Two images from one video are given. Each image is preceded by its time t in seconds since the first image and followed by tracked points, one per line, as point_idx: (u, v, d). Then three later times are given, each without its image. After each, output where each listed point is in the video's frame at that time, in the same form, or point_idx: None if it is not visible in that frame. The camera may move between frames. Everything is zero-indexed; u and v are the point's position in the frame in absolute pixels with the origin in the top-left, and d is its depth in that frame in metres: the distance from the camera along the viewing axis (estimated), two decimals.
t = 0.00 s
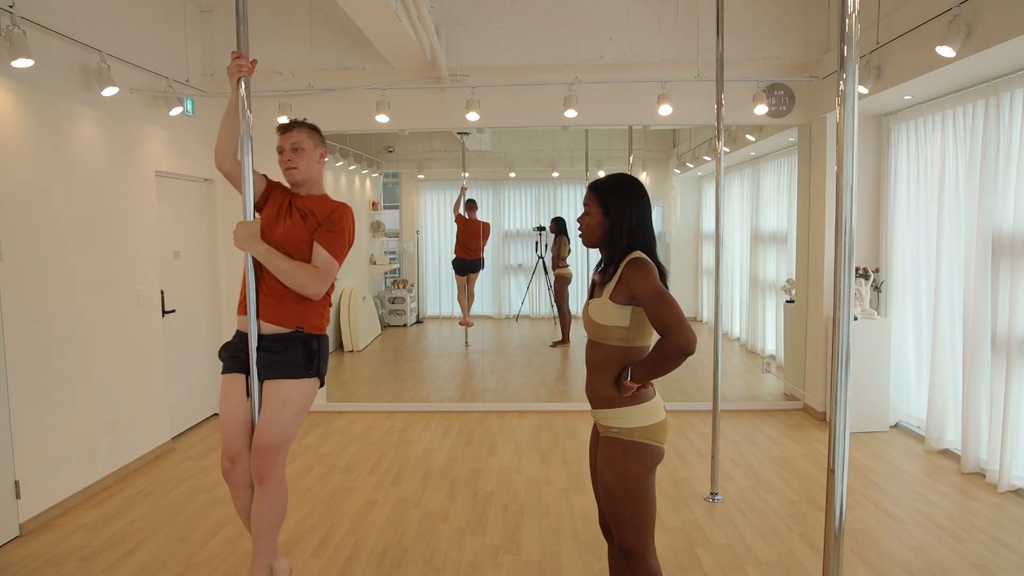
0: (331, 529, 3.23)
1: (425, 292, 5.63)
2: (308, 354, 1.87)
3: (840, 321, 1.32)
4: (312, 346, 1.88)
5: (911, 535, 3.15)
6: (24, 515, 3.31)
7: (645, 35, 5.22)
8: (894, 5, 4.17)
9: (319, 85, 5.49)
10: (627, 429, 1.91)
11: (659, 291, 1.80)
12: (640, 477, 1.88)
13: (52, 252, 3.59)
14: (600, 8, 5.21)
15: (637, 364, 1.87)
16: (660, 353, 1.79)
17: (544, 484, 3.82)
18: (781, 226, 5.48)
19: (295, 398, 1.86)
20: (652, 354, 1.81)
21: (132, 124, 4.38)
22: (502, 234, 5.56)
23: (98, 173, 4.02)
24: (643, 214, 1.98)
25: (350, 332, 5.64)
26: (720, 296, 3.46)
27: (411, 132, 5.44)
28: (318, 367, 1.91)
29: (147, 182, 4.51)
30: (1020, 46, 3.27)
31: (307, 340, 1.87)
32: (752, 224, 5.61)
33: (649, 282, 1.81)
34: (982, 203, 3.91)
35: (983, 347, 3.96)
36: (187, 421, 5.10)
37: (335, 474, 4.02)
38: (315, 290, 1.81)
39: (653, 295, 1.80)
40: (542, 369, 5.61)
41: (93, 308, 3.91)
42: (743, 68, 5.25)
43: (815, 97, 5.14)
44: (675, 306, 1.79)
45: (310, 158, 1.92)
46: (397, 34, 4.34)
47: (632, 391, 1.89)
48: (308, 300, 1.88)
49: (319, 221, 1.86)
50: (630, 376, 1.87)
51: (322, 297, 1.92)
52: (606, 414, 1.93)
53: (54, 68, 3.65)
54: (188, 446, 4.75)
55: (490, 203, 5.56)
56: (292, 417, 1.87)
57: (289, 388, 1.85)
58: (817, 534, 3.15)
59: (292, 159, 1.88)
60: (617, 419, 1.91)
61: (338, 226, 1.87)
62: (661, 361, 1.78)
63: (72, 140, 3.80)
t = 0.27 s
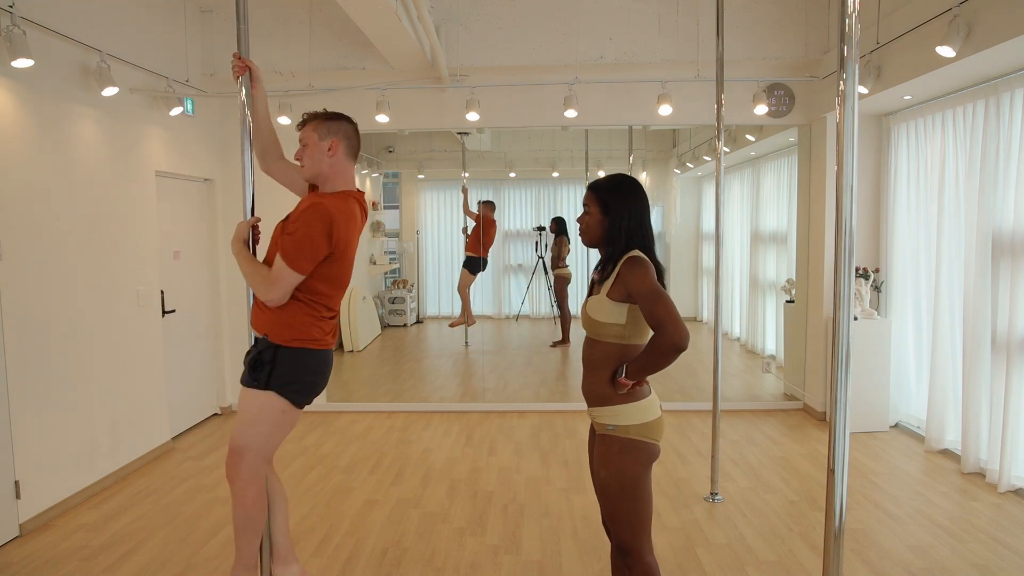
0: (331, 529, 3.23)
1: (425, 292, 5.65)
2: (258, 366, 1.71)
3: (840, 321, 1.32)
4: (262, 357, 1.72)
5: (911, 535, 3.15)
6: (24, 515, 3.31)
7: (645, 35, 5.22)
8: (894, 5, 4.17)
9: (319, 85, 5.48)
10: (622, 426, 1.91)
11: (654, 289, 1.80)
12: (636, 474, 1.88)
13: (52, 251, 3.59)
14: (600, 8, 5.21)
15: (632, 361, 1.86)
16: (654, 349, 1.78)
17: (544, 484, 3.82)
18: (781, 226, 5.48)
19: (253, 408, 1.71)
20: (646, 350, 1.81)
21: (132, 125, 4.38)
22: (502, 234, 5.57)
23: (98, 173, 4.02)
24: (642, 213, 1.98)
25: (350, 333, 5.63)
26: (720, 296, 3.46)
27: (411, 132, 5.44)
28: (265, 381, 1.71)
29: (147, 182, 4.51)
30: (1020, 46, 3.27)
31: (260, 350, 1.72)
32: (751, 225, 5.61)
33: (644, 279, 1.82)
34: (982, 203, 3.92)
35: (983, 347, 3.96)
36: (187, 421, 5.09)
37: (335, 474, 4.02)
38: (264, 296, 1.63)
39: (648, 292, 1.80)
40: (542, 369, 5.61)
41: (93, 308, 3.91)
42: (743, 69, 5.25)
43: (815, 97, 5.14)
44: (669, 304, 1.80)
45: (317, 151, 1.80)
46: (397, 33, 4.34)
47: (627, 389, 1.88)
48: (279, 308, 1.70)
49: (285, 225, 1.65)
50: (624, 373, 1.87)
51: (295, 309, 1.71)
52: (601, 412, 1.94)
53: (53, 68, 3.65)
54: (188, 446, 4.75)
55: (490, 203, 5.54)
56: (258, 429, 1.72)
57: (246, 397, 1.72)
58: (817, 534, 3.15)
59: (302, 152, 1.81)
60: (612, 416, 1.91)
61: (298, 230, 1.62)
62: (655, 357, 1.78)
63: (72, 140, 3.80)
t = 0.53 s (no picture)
0: (331, 529, 3.23)
1: (425, 292, 5.63)
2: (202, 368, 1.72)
3: (840, 321, 1.32)
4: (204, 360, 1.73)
5: (912, 535, 3.15)
6: (24, 515, 3.31)
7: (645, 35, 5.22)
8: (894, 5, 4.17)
9: (319, 85, 5.48)
10: (619, 424, 1.91)
11: (652, 286, 1.80)
12: (633, 472, 1.88)
13: (52, 252, 3.59)
14: (600, 8, 5.20)
15: (631, 358, 1.87)
16: (653, 346, 1.78)
17: (544, 484, 3.82)
18: (781, 225, 5.53)
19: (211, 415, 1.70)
20: (644, 347, 1.81)
21: (132, 125, 4.38)
22: (502, 234, 5.56)
23: (98, 173, 4.02)
24: (639, 213, 1.99)
25: (350, 333, 5.61)
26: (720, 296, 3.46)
27: (411, 132, 5.44)
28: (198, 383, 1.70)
29: (147, 182, 4.51)
30: (1020, 46, 3.27)
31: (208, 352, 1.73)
32: (752, 224, 5.71)
33: (642, 276, 1.81)
34: (982, 203, 3.92)
35: (983, 347, 3.96)
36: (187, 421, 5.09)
37: (335, 474, 4.02)
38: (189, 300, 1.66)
39: (646, 289, 1.80)
40: (542, 369, 5.61)
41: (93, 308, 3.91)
42: (744, 69, 5.25)
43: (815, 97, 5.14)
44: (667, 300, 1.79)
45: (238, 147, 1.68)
46: (397, 33, 4.34)
47: (624, 386, 1.89)
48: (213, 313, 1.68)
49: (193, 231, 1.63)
50: (623, 370, 1.88)
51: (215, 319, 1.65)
52: (599, 410, 1.94)
53: (53, 68, 3.65)
54: (188, 446, 4.75)
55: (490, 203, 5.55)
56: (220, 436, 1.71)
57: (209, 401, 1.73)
58: (817, 534, 3.15)
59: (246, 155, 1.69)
60: (610, 414, 1.92)
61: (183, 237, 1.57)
62: (653, 353, 1.77)
63: (72, 140, 3.79)
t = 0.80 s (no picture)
0: (331, 528, 3.23)
1: (425, 292, 5.64)
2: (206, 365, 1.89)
3: (840, 321, 1.32)
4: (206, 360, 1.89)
5: (912, 535, 3.15)
6: (24, 515, 3.31)
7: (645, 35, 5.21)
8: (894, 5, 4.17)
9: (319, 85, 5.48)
10: (619, 424, 1.91)
11: (651, 284, 1.80)
12: (633, 471, 1.88)
13: (53, 251, 3.59)
14: (600, 8, 5.20)
15: (631, 356, 1.87)
16: (654, 342, 1.78)
17: (544, 484, 3.82)
18: (781, 225, 5.54)
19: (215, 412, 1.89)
20: (643, 345, 1.81)
21: (132, 124, 4.38)
22: (502, 234, 5.56)
23: (98, 173, 4.02)
24: (635, 214, 1.99)
25: (350, 333, 5.64)
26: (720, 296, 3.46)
27: (411, 132, 5.44)
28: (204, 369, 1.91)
29: (147, 182, 4.51)
30: (1020, 47, 3.27)
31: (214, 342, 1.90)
32: (752, 224, 5.72)
33: (642, 273, 1.82)
34: (982, 203, 3.92)
35: (983, 347, 3.96)
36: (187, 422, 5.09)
37: (335, 474, 4.02)
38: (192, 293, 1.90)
39: (645, 287, 1.80)
40: (542, 369, 5.61)
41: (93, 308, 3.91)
42: (744, 68, 5.25)
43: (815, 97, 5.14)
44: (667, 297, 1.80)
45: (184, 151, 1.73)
46: (397, 33, 4.34)
47: (624, 384, 1.89)
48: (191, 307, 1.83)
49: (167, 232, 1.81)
50: (623, 368, 1.88)
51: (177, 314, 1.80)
52: (598, 410, 1.94)
53: (53, 68, 3.65)
54: (188, 446, 4.75)
55: (490, 203, 5.55)
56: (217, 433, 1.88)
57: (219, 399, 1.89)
58: (817, 534, 3.15)
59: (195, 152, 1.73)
60: (609, 414, 1.92)
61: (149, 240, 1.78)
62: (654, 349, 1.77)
63: (72, 140, 3.79)
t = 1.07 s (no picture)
0: (331, 529, 3.23)
1: (425, 292, 5.63)
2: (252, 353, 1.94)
3: (840, 321, 1.32)
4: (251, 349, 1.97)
5: (912, 535, 3.15)
6: (24, 515, 3.31)
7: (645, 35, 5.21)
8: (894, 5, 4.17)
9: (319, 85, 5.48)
10: (619, 423, 1.91)
11: (651, 283, 1.80)
12: (633, 471, 1.88)
13: (53, 252, 3.59)
14: (600, 8, 5.20)
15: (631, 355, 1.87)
16: (655, 340, 1.78)
17: (544, 484, 3.82)
18: (781, 225, 5.54)
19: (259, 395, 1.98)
20: (644, 345, 1.81)
21: (132, 124, 4.38)
22: (502, 233, 5.53)
23: (98, 173, 4.02)
24: (632, 214, 1.99)
25: (350, 333, 5.65)
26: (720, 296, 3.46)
27: (411, 132, 5.44)
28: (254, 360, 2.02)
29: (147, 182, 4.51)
30: (1020, 47, 3.27)
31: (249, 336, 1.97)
32: (752, 225, 5.71)
33: (640, 273, 1.82)
34: (982, 203, 3.92)
35: (983, 347, 3.96)
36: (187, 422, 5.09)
37: (335, 474, 4.02)
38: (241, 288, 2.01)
39: (644, 286, 1.80)
40: (542, 369, 5.60)
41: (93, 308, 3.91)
42: (744, 68, 5.25)
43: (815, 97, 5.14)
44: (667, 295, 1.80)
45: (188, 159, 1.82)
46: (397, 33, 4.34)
47: (624, 383, 1.89)
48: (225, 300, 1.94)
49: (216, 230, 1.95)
50: (624, 367, 1.88)
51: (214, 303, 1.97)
52: (598, 409, 1.94)
53: (53, 68, 3.65)
54: (188, 446, 4.75)
55: (490, 203, 5.53)
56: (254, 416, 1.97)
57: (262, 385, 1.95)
58: (817, 534, 3.15)
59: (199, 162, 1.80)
60: (609, 413, 1.91)
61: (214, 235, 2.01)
62: (656, 347, 1.77)
63: (72, 140, 3.79)
